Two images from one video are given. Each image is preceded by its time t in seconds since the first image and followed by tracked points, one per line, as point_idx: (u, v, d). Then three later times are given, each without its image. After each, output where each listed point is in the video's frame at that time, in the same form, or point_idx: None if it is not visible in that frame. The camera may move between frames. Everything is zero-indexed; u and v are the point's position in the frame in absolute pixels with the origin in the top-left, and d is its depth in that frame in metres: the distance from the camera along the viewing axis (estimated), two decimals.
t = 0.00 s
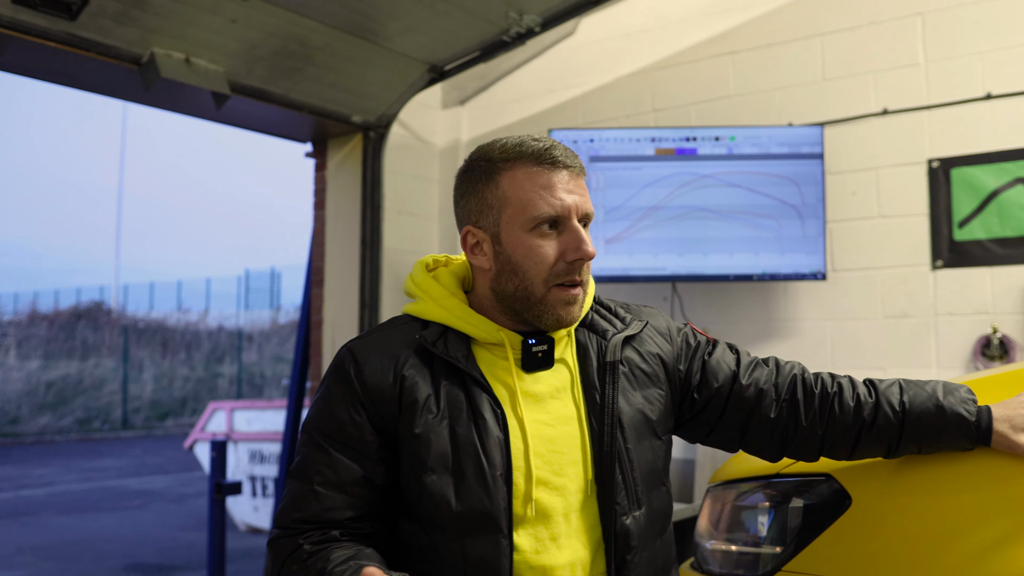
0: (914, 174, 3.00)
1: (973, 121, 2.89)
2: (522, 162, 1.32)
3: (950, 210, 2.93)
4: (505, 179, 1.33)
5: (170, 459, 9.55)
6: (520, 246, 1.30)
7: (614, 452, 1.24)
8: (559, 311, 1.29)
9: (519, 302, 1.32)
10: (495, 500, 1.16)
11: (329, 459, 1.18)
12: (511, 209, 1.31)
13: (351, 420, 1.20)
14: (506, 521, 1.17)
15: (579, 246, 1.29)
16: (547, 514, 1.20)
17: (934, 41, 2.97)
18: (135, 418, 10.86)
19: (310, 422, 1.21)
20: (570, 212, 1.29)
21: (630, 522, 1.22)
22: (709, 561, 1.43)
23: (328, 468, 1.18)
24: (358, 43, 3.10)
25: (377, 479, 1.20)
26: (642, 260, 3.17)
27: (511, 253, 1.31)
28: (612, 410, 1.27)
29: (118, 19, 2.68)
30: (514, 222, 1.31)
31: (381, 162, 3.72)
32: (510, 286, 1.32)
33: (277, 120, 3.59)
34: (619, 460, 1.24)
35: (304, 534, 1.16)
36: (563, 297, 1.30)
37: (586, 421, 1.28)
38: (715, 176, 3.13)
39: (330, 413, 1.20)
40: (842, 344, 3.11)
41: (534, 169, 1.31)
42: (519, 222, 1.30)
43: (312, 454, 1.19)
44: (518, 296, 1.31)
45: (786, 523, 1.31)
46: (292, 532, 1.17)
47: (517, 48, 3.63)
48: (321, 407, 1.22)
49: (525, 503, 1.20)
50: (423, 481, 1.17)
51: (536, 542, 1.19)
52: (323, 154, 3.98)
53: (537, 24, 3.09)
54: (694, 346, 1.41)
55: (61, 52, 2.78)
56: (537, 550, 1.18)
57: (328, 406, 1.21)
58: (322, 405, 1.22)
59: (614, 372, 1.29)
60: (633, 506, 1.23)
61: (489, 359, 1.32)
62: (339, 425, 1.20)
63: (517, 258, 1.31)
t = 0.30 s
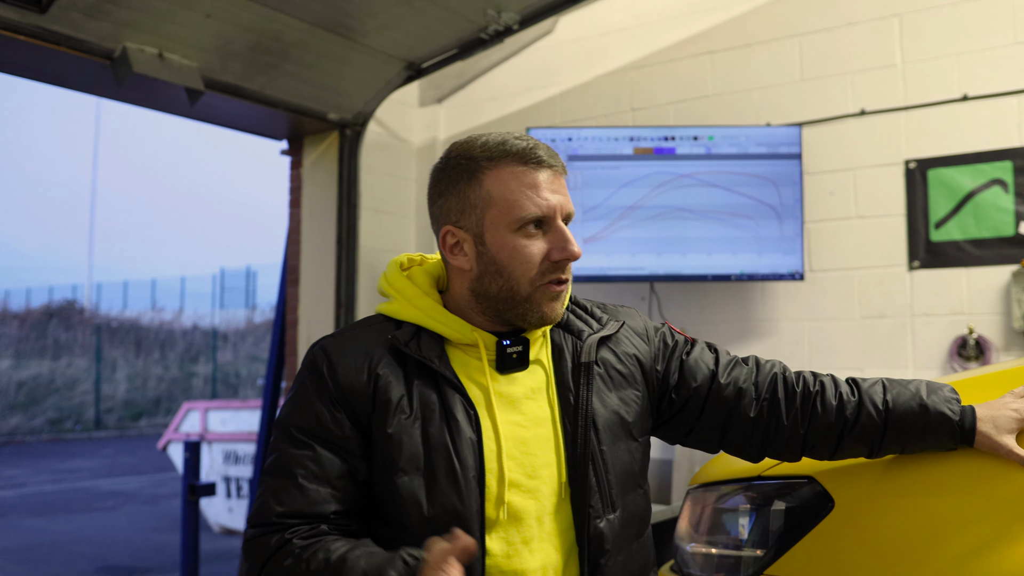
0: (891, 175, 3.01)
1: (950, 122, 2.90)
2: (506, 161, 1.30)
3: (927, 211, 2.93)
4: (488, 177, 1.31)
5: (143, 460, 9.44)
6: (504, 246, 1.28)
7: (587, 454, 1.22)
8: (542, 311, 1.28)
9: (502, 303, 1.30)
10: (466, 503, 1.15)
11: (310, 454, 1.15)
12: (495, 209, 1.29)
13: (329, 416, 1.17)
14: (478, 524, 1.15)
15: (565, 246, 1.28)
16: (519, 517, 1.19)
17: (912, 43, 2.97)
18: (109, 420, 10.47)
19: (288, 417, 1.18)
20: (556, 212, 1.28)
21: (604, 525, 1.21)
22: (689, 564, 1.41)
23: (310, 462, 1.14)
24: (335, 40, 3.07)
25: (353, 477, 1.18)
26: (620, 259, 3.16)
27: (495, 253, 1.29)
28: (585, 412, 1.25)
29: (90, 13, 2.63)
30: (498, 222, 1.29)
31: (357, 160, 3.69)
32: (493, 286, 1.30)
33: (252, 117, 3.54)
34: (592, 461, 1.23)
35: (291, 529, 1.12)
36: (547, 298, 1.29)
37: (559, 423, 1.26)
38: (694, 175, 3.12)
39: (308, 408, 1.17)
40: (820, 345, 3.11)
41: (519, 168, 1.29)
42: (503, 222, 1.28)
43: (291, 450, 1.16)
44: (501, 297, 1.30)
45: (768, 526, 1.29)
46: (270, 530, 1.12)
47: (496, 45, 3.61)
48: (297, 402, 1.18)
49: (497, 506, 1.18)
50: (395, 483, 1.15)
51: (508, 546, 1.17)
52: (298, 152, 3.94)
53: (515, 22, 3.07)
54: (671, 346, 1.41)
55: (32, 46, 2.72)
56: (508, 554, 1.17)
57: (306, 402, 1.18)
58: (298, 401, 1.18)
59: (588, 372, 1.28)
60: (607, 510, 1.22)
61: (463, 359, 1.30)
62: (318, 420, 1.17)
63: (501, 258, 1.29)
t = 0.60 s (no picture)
0: (877, 174, 3.00)
1: (935, 122, 2.90)
2: (480, 155, 1.28)
3: (912, 210, 2.93)
4: (462, 173, 1.29)
5: (126, 462, 9.35)
6: (478, 242, 1.27)
7: (566, 452, 1.21)
8: (518, 308, 1.27)
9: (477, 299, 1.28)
10: (443, 503, 1.12)
11: (287, 454, 1.13)
12: (468, 205, 1.27)
13: (306, 415, 1.15)
14: (455, 525, 1.12)
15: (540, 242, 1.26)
16: (496, 517, 1.17)
17: (897, 42, 2.97)
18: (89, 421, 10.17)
19: (263, 418, 1.15)
20: (531, 207, 1.26)
21: (584, 526, 1.19)
22: (676, 565, 1.39)
23: (287, 462, 1.12)
24: (318, 36, 3.04)
25: (330, 478, 1.15)
26: (606, 258, 3.14)
27: (469, 249, 1.28)
28: (564, 409, 1.24)
29: (69, 7, 2.59)
30: (472, 218, 1.27)
31: (341, 158, 3.66)
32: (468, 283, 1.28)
33: (235, 114, 3.51)
34: (570, 460, 1.21)
35: (275, 537, 1.09)
36: (522, 294, 1.27)
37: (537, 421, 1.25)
38: (679, 174, 3.11)
39: (284, 408, 1.15)
40: (805, 344, 3.10)
41: (492, 163, 1.27)
42: (477, 217, 1.27)
43: (268, 450, 1.14)
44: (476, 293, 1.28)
45: (757, 526, 1.28)
46: (248, 534, 1.10)
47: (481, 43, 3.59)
48: (273, 402, 1.16)
49: (472, 505, 1.16)
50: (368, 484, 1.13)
51: (484, 545, 1.15)
52: (282, 150, 3.90)
53: (500, 20, 3.06)
54: (652, 340, 1.39)
55: (10, 41, 2.68)
56: (484, 555, 1.15)
57: (282, 403, 1.16)
58: (274, 400, 1.17)
59: (566, 370, 1.26)
60: (586, 509, 1.20)
61: (441, 358, 1.28)
62: (293, 420, 1.15)
63: (475, 254, 1.27)
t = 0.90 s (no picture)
0: (856, 173, 3.01)
1: (915, 121, 2.90)
2: (448, 145, 1.26)
3: (891, 209, 2.94)
4: (429, 163, 1.27)
5: (101, 462, 9.25)
6: (446, 233, 1.25)
7: (536, 450, 1.19)
8: (486, 301, 1.25)
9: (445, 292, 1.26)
10: (410, 501, 1.10)
11: (248, 452, 1.10)
12: (437, 195, 1.26)
13: (268, 412, 1.12)
14: (422, 524, 1.11)
15: (509, 234, 1.24)
16: (464, 516, 1.15)
17: (878, 41, 2.98)
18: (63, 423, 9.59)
19: (224, 415, 1.13)
20: (501, 198, 1.24)
21: (555, 525, 1.17)
22: (655, 565, 1.35)
23: (247, 460, 1.10)
24: (297, 32, 3.01)
25: (292, 477, 1.13)
26: (585, 256, 3.13)
27: (438, 241, 1.26)
28: (535, 405, 1.22)
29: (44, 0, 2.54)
30: (440, 209, 1.25)
31: (320, 155, 3.63)
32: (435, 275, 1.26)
33: (212, 110, 3.47)
34: (542, 458, 1.20)
35: (233, 537, 1.07)
36: (490, 288, 1.25)
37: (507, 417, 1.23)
38: (660, 172, 3.11)
39: (245, 406, 1.13)
40: (784, 343, 3.10)
41: (461, 153, 1.25)
42: (445, 208, 1.25)
43: (228, 449, 1.11)
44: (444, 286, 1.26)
45: (739, 525, 1.26)
46: (207, 535, 1.08)
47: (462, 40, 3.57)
48: (234, 399, 1.14)
49: (441, 504, 1.15)
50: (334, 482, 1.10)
51: (452, 545, 1.14)
52: (259, 147, 3.86)
53: (481, 16, 3.04)
54: (627, 342, 1.43)
55: None
56: (453, 554, 1.13)
57: (243, 400, 1.13)
58: (235, 397, 1.14)
59: (538, 365, 1.25)
60: (558, 508, 1.19)
61: (410, 353, 1.26)
62: (255, 417, 1.12)
63: (444, 246, 1.25)
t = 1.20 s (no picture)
0: (836, 173, 3.02)
1: (894, 120, 2.92)
2: (421, 134, 1.24)
3: (870, 208, 2.95)
4: (403, 152, 1.24)
5: (75, 462, 9.15)
6: (419, 225, 1.23)
7: (520, 448, 1.19)
8: (460, 294, 1.24)
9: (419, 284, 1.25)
10: (393, 498, 1.09)
11: (223, 452, 1.08)
12: (410, 186, 1.24)
13: (242, 410, 1.10)
14: (405, 521, 1.10)
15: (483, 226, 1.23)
16: (447, 513, 1.14)
17: (857, 41, 2.99)
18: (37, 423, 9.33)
19: (195, 414, 1.09)
20: (475, 189, 1.23)
21: (538, 521, 1.18)
22: (638, 561, 1.38)
23: (223, 460, 1.07)
24: (276, 28, 2.98)
25: (268, 476, 1.11)
26: (565, 254, 3.12)
27: (411, 232, 1.24)
28: (516, 401, 1.22)
29: None
30: (413, 200, 1.23)
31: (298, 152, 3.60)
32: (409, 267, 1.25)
33: (189, 106, 3.44)
34: (526, 456, 1.19)
35: (211, 539, 1.05)
36: (464, 280, 1.24)
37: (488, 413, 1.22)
38: (641, 170, 3.10)
39: (218, 403, 1.10)
40: (763, 341, 3.11)
41: (435, 143, 1.23)
42: (418, 199, 1.23)
43: (201, 449, 1.08)
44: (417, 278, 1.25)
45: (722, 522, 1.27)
46: (182, 538, 1.05)
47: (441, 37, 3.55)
48: (206, 397, 1.10)
49: (423, 500, 1.13)
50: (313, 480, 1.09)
51: (436, 543, 1.12)
52: (237, 144, 3.83)
53: (461, 13, 3.03)
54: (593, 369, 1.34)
55: None
56: (437, 551, 1.12)
57: (216, 398, 1.10)
58: (205, 394, 1.11)
59: (518, 361, 1.25)
60: (539, 505, 1.19)
61: (384, 347, 1.25)
62: (229, 416, 1.09)
63: (416, 238, 1.24)
